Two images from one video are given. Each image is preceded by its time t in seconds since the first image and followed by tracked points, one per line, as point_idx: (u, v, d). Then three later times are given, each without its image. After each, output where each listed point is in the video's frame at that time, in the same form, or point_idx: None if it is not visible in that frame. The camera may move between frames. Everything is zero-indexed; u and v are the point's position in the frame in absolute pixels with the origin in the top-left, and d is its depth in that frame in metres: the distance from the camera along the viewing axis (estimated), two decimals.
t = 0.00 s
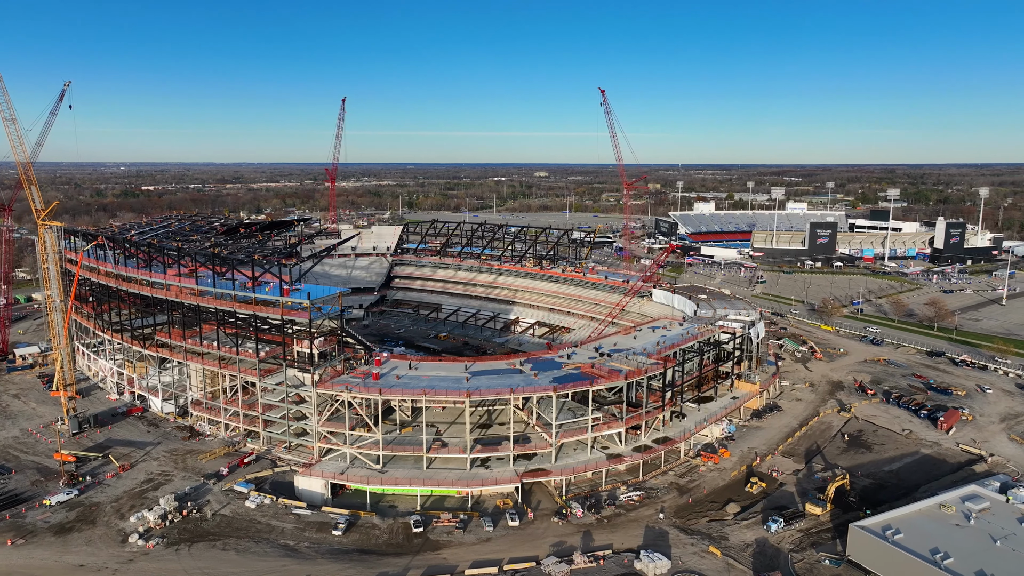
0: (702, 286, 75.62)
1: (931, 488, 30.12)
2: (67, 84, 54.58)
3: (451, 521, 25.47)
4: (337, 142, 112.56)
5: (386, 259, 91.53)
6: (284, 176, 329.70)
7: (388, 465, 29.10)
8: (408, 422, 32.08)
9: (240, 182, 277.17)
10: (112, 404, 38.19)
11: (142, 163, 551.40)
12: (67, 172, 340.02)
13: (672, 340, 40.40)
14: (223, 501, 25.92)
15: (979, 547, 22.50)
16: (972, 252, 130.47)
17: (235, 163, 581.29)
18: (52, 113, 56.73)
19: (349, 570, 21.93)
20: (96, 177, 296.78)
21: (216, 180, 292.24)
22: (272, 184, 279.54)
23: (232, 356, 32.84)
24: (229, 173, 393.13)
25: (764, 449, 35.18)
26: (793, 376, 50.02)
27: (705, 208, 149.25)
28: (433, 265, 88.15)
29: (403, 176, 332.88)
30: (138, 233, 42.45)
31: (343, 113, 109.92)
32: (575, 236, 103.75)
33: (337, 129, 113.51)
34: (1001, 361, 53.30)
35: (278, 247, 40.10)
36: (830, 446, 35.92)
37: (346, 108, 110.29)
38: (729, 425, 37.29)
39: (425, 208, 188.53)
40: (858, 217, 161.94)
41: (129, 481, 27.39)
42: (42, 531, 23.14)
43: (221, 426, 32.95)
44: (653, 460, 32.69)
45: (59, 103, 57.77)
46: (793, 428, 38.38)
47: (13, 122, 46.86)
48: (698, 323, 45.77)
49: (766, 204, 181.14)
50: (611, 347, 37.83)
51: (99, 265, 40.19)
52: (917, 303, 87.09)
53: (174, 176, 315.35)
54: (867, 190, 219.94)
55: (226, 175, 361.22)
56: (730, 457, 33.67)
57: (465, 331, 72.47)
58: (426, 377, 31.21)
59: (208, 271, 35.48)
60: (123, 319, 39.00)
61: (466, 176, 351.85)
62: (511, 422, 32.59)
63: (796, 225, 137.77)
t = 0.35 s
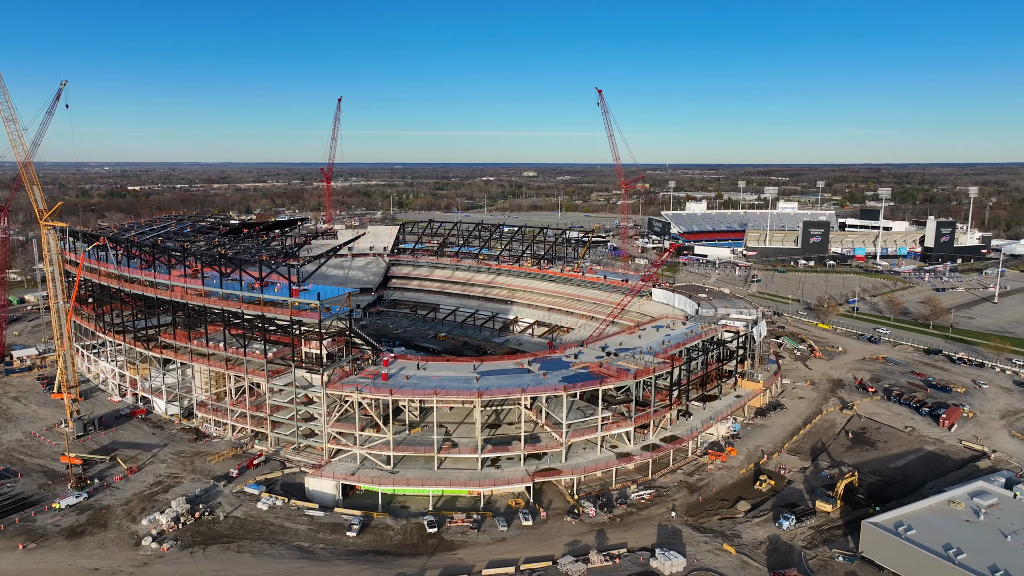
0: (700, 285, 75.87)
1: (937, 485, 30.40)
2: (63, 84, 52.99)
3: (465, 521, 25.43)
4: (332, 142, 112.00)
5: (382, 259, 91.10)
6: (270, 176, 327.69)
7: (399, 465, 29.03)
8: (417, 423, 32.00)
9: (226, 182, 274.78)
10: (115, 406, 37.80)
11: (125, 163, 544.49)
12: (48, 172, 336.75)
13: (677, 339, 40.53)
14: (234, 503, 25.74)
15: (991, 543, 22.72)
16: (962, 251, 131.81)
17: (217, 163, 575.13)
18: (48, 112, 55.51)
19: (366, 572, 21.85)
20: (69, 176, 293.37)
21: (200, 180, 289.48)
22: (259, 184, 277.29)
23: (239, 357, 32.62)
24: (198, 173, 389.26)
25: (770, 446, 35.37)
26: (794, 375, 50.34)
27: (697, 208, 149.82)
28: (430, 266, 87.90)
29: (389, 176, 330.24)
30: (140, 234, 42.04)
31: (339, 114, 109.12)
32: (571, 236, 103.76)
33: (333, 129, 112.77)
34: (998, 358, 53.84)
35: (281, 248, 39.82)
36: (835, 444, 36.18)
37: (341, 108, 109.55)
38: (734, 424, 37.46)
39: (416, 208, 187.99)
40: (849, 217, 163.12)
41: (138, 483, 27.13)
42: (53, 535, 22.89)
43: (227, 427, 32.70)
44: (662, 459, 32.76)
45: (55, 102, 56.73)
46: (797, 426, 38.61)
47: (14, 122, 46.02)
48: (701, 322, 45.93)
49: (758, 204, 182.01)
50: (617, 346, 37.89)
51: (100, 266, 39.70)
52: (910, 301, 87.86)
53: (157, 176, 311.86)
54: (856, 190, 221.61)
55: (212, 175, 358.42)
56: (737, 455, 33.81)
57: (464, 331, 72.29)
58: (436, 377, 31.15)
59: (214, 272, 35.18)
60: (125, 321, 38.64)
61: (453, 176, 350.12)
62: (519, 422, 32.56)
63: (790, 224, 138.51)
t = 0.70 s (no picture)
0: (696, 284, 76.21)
1: (942, 480, 30.70)
2: (58, 83, 51.98)
3: (477, 521, 25.42)
4: (327, 142, 111.53)
5: (378, 259, 90.74)
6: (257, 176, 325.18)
7: (408, 466, 28.95)
8: (424, 423, 31.93)
9: (211, 182, 272.47)
10: (117, 408, 37.47)
11: (108, 163, 538.92)
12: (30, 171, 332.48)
13: (680, 338, 40.72)
14: (245, 505, 25.56)
15: (1000, 538, 22.97)
16: (951, 250, 133.29)
17: (204, 163, 570.92)
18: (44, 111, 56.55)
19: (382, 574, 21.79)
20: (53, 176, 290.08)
21: (186, 180, 286.83)
22: (246, 184, 275.25)
23: (245, 358, 32.42)
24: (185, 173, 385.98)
25: (775, 444, 35.62)
26: (793, 373, 50.71)
27: (689, 207, 150.42)
28: (426, 266, 87.71)
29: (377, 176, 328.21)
30: (141, 235, 41.67)
31: (334, 114, 108.53)
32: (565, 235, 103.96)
33: (327, 129, 112.21)
34: (993, 355, 54.47)
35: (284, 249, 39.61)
36: (838, 441, 36.48)
37: (336, 108, 108.87)
38: (738, 422, 37.70)
39: (406, 208, 187.39)
40: (839, 216, 164.39)
41: (146, 486, 26.86)
42: (63, 539, 22.64)
43: (233, 429, 32.48)
44: (669, 457, 32.88)
45: (51, 101, 55.95)
46: (800, 424, 38.89)
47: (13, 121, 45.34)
48: (703, 320, 46.17)
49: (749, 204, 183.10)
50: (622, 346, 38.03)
51: (100, 266, 39.28)
52: (903, 300, 88.76)
53: (142, 176, 308.61)
54: (845, 189, 223.57)
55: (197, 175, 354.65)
56: (742, 453, 33.99)
57: (461, 331, 72.17)
58: (444, 377, 31.13)
59: (219, 273, 34.95)
60: (126, 322, 38.28)
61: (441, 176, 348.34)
62: (527, 422, 32.57)
63: (782, 223, 139.41)
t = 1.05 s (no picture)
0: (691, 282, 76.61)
1: (944, 477, 31.07)
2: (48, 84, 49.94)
3: (489, 522, 25.39)
4: (319, 142, 110.92)
5: (372, 259, 90.16)
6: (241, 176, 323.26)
7: (416, 467, 28.87)
8: (431, 424, 31.85)
9: (195, 183, 269.70)
10: (116, 411, 37.06)
11: (90, 163, 532.29)
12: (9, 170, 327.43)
13: (682, 337, 40.88)
14: (254, 508, 25.36)
15: (1006, 533, 23.28)
16: (938, 249, 134.95)
17: (187, 163, 565.81)
18: (34, 112, 52.97)
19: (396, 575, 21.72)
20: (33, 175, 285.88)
21: (170, 180, 284.02)
22: (230, 184, 272.55)
23: (249, 360, 32.15)
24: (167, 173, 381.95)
25: (778, 442, 35.88)
26: (791, 371, 51.15)
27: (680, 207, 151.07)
28: (420, 266, 87.42)
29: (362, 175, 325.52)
30: (139, 235, 41.21)
31: (328, 114, 107.98)
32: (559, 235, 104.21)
33: (319, 129, 111.52)
34: (985, 353, 55.23)
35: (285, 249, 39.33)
36: (839, 439, 36.82)
37: (328, 108, 108.13)
38: (740, 420, 37.93)
39: (395, 208, 186.95)
40: (827, 215, 165.89)
41: (152, 490, 26.58)
42: (71, 543, 22.36)
43: (237, 431, 32.22)
44: (674, 456, 33.01)
45: (43, 101, 52.64)
46: (801, 422, 39.21)
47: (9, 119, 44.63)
48: (702, 319, 46.42)
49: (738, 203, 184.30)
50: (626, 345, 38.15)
51: (97, 268, 38.70)
52: (893, 298, 89.74)
53: (124, 176, 304.62)
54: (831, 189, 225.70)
55: (181, 174, 350.91)
56: (746, 451, 34.21)
57: (458, 331, 72.00)
58: (451, 377, 31.10)
59: (221, 273, 34.62)
60: (125, 324, 37.80)
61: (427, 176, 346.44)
62: (533, 422, 32.56)
63: (772, 223, 140.44)
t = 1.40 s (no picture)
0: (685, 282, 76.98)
1: (945, 473, 31.48)
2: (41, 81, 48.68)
3: (499, 522, 25.36)
4: (311, 142, 110.12)
5: (366, 260, 89.42)
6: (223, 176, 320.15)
7: (424, 468, 28.79)
8: (436, 425, 31.76)
9: (178, 183, 267.15)
10: (115, 414, 36.57)
11: (70, 162, 525.25)
12: None
13: (683, 336, 41.05)
14: (263, 510, 25.15)
15: (1011, 527, 23.63)
16: (924, 248, 136.66)
17: (171, 163, 559.74)
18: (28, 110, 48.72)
19: None
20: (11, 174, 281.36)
21: (151, 180, 280.82)
22: (214, 184, 270.50)
23: (252, 361, 31.83)
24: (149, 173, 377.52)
25: (780, 440, 36.14)
26: (788, 369, 51.59)
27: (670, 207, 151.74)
28: (414, 267, 87.06)
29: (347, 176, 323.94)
30: (135, 236, 40.68)
31: (319, 114, 107.29)
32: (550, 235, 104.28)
33: (312, 129, 110.62)
34: (977, 350, 56.02)
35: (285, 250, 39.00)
36: (840, 436, 37.18)
37: (319, 107, 107.50)
38: (742, 419, 38.17)
39: (382, 208, 186.14)
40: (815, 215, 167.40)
41: (158, 493, 26.29)
42: (79, 548, 22.07)
43: (240, 433, 31.93)
44: (679, 455, 33.15)
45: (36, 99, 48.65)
46: (801, 420, 39.54)
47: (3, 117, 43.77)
48: (702, 319, 46.67)
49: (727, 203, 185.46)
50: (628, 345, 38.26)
51: (93, 269, 38.14)
52: (882, 296, 90.76)
53: (105, 176, 301.25)
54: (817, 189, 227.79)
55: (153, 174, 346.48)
56: (749, 449, 34.44)
57: (453, 331, 71.78)
58: (457, 378, 31.07)
59: (223, 274, 34.25)
60: (124, 326, 37.29)
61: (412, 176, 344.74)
62: (539, 422, 32.54)
63: (761, 223, 141.48)
